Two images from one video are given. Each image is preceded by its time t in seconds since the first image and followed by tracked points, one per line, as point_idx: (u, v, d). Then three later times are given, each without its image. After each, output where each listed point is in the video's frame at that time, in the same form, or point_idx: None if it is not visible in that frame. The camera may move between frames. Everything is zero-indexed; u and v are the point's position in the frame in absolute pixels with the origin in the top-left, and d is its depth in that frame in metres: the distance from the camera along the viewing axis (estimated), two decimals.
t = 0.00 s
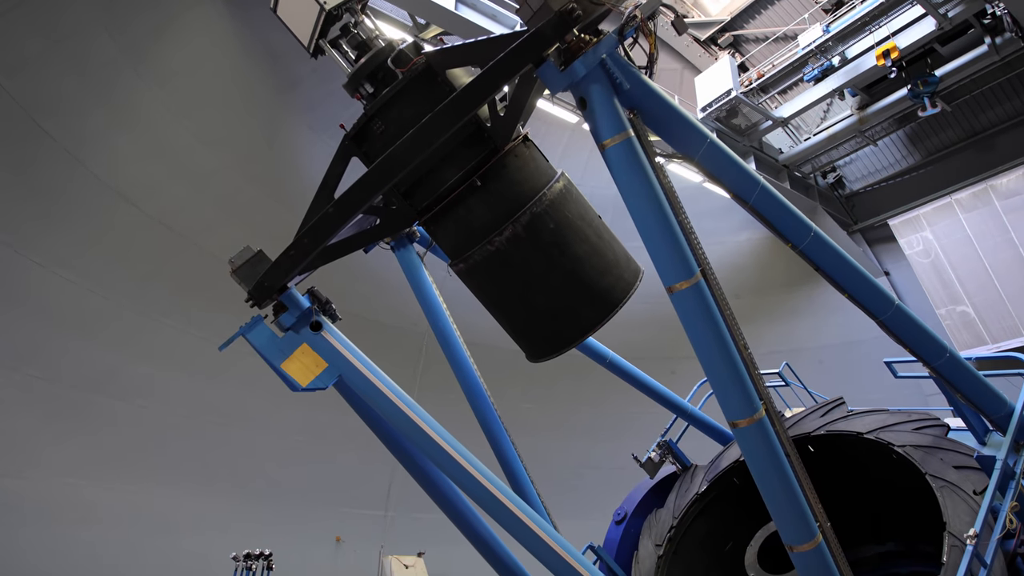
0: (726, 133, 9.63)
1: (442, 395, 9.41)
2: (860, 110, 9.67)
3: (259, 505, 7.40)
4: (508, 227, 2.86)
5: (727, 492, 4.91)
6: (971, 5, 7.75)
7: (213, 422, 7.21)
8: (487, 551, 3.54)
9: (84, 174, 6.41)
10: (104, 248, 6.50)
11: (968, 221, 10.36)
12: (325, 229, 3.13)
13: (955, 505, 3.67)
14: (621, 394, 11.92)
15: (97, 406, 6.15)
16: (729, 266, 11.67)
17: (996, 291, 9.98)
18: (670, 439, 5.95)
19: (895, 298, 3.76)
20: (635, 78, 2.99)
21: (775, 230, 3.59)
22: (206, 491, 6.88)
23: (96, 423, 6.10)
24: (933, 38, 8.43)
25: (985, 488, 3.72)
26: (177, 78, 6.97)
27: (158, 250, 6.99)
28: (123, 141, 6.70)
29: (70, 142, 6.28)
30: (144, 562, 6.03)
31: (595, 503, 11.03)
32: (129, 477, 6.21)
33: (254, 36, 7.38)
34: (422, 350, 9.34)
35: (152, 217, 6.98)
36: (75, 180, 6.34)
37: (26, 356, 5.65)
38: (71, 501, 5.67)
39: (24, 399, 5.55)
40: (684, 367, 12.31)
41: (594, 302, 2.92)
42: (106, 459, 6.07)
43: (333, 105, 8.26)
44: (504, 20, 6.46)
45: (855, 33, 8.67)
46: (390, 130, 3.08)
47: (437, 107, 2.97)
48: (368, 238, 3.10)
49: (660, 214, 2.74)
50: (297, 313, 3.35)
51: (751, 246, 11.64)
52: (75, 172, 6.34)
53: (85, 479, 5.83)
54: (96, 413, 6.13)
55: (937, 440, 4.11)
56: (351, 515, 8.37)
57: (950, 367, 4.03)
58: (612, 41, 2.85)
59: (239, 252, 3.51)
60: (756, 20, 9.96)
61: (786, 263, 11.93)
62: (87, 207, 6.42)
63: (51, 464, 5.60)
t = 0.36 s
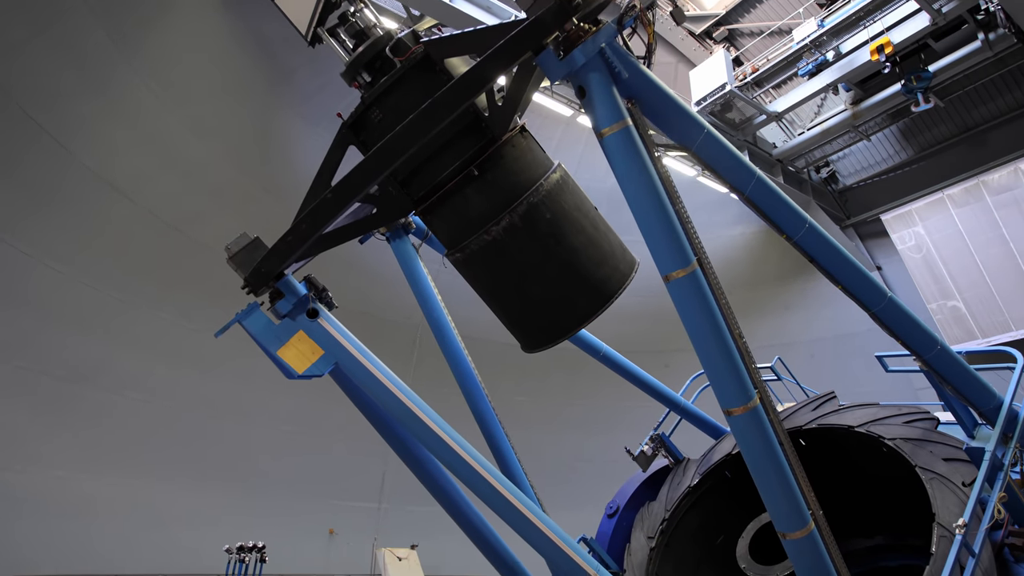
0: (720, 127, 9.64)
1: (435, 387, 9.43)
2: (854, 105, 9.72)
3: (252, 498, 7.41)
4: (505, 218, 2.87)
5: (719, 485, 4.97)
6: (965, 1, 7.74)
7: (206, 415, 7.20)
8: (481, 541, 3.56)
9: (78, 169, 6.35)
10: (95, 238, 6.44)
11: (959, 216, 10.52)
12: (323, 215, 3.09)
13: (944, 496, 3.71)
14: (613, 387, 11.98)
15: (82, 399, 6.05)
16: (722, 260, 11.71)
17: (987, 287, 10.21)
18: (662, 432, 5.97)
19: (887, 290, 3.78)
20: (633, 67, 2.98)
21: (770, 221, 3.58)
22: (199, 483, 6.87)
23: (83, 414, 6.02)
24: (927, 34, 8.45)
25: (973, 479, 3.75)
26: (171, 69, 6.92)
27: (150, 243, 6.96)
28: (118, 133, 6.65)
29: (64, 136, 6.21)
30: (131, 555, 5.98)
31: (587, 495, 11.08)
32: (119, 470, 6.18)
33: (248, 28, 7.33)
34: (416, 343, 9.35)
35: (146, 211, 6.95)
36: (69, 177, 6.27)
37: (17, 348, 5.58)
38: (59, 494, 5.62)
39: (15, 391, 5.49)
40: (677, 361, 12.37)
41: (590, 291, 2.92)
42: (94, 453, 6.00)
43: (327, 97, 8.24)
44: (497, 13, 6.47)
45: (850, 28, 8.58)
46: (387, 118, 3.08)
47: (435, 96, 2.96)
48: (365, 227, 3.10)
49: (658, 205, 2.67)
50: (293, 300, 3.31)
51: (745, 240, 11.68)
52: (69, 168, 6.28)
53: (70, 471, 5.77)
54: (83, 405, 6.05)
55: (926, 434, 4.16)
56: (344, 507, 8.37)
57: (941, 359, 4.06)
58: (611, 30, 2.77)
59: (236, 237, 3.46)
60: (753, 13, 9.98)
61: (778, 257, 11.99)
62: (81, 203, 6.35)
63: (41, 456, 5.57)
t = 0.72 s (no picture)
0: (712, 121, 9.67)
1: (426, 380, 9.44)
2: (846, 100, 9.75)
3: (242, 490, 7.41)
4: (499, 207, 2.87)
5: (709, 478, 4.97)
6: None
7: (195, 406, 7.19)
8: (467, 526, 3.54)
9: (63, 156, 6.34)
10: (86, 232, 6.49)
11: (948, 212, 10.63)
12: (319, 201, 3.04)
13: (930, 488, 3.74)
14: (604, 380, 12.03)
15: (68, 390, 6.15)
16: (713, 254, 11.76)
17: (974, 282, 10.51)
18: (652, 425, 6.00)
19: (877, 283, 3.83)
20: (630, 56, 2.96)
21: (762, 213, 3.59)
22: (188, 475, 6.93)
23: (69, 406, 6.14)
24: (919, 30, 8.48)
25: (958, 471, 3.78)
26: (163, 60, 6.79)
27: (139, 232, 6.94)
28: (107, 124, 6.61)
29: (53, 124, 6.21)
30: (115, 542, 6.14)
31: (577, 488, 11.13)
32: (105, 461, 6.28)
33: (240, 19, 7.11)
34: (407, 335, 9.34)
35: (134, 199, 6.92)
36: (54, 164, 6.28)
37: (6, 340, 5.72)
38: (37, 487, 5.74)
39: None
40: (669, 355, 12.44)
41: (584, 282, 2.94)
42: (78, 445, 6.12)
43: (317, 88, 8.01)
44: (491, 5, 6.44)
45: (843, 23, 8.71)
46: (382, 107, 3.07)
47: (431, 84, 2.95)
48: (358, 215, 3.10)
49: (653, 193, 2.66)
50: (288, 286, 3.24)
51: (736, 235, 11.72)
52: (53, 151, 6.26)
53: (51, 462, 5.88)
54: (68, 397, 6.14)
55: (913, 427, 4.20)
56: (334, 499, 8.38)
57: (929, 352, 4.10)
58: (608, 20, 2.77)
59: (231, 224, 3.45)
60: (745, 8, 9.93)
61: (770, 252, 12.04)
62: (65, 189, 6.37)
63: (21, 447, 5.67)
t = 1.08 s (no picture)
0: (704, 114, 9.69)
1: (417, 371, 9.45)
2: (837, 94, 9.78)
3: (231, 481, 7.42)
4: (494, 195, 2.87)
5: (698, 470, 5.02)
6: None
7: (185, 397, 7.20)
8: (454, 509, 3.51)
9: (48, 144, 6.28)
10: (75, 222, 6.47)
11: (937, 207, 10.74)
12: (314, 184, 3.00)
13: (916, 478, 3.80)
14: (595, 372, 12.08)
15: (55, 381, 6.15)
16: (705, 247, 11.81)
17: (961, 275, 10.66)
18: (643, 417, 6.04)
19: (867, 274, 3.87)
20: (626, 44, 2.96)
21: (755, 202, 3.61)
22: (176, 465, 6.95)
23: (57, 397, 6.15)
24: (910, 25, 8.51)
25: (944, 462, 3.85)
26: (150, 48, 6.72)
27: (128, 221, 6.92)
28: (95, 112, 6.56)
29: (41, 112, 6.17)
30: (104, 531, 6.17)
31: (568, 479, 11.20)
32: (93, 452, 6.30)
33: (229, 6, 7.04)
34: (399, 326, 9.33)
35: (122, 188, 6.88)
36: (40, 152, 6.23)
37: None
38: (27, 478, 5.77)
39: None
40: (659, 347, 12.52)
41: (577, 272, 2.94)
42: (66, 436, 6.14)
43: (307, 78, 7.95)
44: None
45: (835, 16, 8.71)
46: (378, 93, 3.06)
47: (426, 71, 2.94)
48: (352, 202, 3.08)
49: (648, 178, 2.65)
50: (282, 271, 3.18)
51: (726, 228, 11.80)
52: (39, 139, 6.22)
53: (42, 453, 5.91)
54: (55, 387, 6.14)
55: (899, 418, 4.26)
56: (325, 490, 8.39)
57: (917, 343, 4.14)
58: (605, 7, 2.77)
59: (225, 209, 3.37)
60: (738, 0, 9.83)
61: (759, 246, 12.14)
62: (52, 177, 6.34)
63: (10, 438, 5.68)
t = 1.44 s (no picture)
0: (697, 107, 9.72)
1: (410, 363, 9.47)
2: (830, 88, 9.85)
3: (223, 472, 7.41)
4: (490, 184, 2.88)
5: (688, 463, 5.06)
6: None
7: (176, 388, 7.17)
8: (450, 501, 3.51)
9: (37, 132, 6.21)
10: (66, 212, 6.43)
11: (927, 201, 10.81)
12: (311, 168, 2.95)
13: (904, 468, 3.85)
14: (587, 365, 12.14)
15: (45, 372, 6.10)
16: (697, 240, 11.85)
17: (950, 269, 10.75)
18: (634, 410, 6.08)
19: (858, 265, 3.90)
20: (624, 32, 2.95)
21: (750, 193, 3.62)
22: (168, 456, 6.93)
23: (46, 387, 6.11)
24: (903, 19, 8.55)
25: (932, 453, 3.91)
26: (141, 37, 6.65)
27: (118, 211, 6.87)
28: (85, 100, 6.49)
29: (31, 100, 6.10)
30: (95, 521, 6.15)
31: (559, 472, 11.25)
32: (83, 443, 6.27)
33: None
34: (391, 318, 9.35)
35: (112, 177, 6.83)
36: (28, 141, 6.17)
37: None
38: (16, 468, 5.73)
39: None
40: (651, 339, 12.57)
41: (571, 261, 2.95)
42: (56, 426, 6.11)
43: (301, 68, 7.94)
44: None
45: (829, 11, 8.78)
46: (374, 80, 3.04)
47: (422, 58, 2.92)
48: (347, 189, 3.07)
49: (643, 166, 2.64)
50: (277, 257, 3.16)
51: (718, 221, 11.85)
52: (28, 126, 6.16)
53: (31, 443, 5.87)
54: (44, 378, 6.09)
55: (887, 410, 4.31)
56: (317, 482, 8.40)
57: (906, 334, 4.18)
58: None
59: (220, 193, 3.34)
60: None
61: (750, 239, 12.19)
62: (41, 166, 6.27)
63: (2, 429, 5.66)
